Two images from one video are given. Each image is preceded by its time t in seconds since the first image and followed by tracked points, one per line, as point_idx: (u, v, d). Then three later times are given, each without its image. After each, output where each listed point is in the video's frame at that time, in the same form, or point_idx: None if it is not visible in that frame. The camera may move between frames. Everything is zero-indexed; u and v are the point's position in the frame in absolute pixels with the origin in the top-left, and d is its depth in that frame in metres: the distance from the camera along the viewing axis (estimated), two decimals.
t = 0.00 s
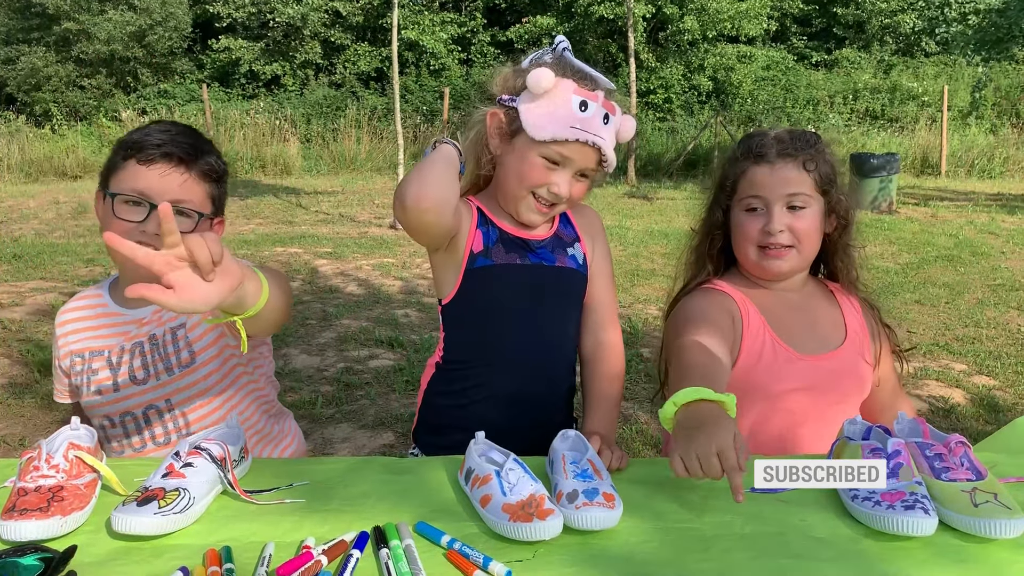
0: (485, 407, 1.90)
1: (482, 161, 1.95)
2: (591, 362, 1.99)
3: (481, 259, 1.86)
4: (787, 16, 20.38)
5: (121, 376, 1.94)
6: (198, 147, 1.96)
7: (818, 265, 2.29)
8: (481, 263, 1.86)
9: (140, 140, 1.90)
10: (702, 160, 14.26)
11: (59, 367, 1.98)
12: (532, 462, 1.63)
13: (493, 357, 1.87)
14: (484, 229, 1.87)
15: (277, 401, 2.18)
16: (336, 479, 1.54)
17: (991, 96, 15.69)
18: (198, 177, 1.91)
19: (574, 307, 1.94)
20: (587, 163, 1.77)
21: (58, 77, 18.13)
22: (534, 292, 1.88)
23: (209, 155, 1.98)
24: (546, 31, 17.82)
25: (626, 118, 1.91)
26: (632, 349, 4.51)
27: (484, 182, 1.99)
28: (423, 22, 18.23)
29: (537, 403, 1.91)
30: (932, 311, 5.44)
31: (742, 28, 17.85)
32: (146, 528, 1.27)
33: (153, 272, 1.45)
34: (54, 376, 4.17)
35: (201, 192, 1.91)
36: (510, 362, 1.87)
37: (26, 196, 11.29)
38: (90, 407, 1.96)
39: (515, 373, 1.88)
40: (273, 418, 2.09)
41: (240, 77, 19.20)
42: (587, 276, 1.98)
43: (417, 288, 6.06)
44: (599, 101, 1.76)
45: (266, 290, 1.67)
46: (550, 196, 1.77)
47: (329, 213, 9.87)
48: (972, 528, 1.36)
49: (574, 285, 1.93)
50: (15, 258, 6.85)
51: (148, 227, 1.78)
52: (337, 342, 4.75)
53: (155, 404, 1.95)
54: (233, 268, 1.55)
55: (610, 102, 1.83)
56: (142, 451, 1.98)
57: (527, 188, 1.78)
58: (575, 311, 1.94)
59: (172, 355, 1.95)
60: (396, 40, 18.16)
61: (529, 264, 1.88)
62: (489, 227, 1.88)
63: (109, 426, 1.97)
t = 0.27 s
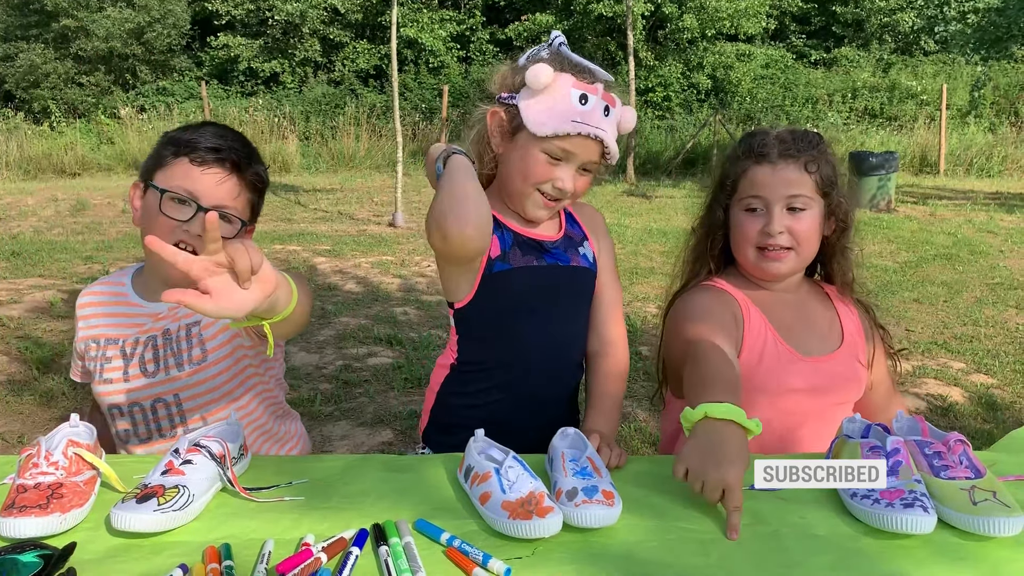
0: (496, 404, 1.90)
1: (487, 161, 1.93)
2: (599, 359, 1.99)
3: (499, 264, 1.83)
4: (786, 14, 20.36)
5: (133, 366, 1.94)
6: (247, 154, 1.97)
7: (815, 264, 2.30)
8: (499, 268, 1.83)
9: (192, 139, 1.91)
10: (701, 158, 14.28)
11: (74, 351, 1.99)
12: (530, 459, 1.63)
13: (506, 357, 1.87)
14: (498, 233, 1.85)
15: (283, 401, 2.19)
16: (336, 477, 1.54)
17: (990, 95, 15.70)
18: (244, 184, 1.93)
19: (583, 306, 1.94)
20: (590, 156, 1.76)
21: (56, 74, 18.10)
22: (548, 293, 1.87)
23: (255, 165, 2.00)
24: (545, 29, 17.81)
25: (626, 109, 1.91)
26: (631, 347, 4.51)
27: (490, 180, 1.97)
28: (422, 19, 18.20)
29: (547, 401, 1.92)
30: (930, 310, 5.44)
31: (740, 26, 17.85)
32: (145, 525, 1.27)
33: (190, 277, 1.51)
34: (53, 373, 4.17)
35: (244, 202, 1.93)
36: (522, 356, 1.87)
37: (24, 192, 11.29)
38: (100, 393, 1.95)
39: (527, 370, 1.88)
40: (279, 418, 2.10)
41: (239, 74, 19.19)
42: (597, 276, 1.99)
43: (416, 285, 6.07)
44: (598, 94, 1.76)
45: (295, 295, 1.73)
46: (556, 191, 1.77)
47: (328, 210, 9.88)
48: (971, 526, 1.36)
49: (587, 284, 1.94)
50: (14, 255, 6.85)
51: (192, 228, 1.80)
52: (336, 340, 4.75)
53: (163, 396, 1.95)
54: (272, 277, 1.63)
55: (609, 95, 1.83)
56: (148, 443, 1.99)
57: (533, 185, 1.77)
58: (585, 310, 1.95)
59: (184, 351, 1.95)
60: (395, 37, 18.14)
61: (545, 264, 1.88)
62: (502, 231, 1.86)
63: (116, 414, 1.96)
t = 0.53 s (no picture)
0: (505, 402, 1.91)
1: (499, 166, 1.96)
2: (607, 359, 1.95)
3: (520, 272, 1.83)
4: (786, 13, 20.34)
5: (140, 357, 1.95)
6: (253, 149, 1.97)
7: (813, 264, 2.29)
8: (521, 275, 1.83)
9: (200, 136, 1.90)
10: (701, 156, 14.27)
11: (82, 343, 2.01)
12: (530, 457, 1.63)
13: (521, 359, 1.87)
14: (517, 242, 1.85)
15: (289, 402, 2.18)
16: (335, 475, 1.54)
17: (990, 94, 15.68)
18: (252, 179, 1.93)
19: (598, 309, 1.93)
20: (579, 135, 1.74)
21: (56, 71, 18.06)
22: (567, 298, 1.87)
23: (259, 157, 2.00)
24: (545, 27, 17.78)
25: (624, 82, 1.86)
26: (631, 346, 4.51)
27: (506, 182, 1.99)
28: (422, 17, 18.17)
29: (558, 403, 1.92)
30: (930, 309, 5.44)
31: (740, 25, 17.83)
32: (146, 522, 1.27)
33: (202, 279, 1.52)
34: (52, 371, 4.17)
35: (252, 196, 1.93)
36: (533, 358, 1.88)
37: (24, 190, 11.28)
38: (106, 385, 1.96)
39: (542, 374, 1.88)
40: (283, 418, 2.10)
41: (239, 72, 19.16)
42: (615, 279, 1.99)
43: (415, 283, 6.06)
44: (574, 72, 1.75)
45: (306, 286, 1.75)
46: (553, 177, 1.77)
47: (328, 208, 9.87)
48: (972, 525, 1.36)
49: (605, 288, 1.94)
50: (13, 253, 6.84)
51: (205, 223, 1.81)
52: (335, 338, 4.75)
53: (169, 388, 1.95)
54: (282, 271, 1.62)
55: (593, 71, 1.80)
56: (153, 436, 1.98)
57: (532, 178, 1.79)
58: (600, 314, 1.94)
59: (192, 343, 1.96)
60: (395, 36, 18.12)
61: (564, 273, 1.88)
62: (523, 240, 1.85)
63: (121, 406, 1.96)
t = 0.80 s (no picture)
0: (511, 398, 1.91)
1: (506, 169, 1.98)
2: (616, 360, 1.95)
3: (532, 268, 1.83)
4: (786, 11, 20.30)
5: (141, 354, 1.96)
6: (249, 143, 1.97)
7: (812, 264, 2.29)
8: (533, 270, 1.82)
9: (194, 134, 1.89)
10: (701, 155, 14.27)
11: (85, 341, 2.03)
12: (532, 455, 1.63)
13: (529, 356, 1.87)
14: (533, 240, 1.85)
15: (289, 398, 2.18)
16: (335, 472, 1.54)
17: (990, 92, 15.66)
18: (250, 173, 1.93)
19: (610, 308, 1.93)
20: (541, 129, 1.76)
21: (56, 70, 18.05)
22: (582, 298, 1.88)
23: (256, 149, 2.00)
24: (545, 25, 17.75)
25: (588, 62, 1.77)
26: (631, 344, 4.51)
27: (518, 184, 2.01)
28: (422, 16, 18.14)
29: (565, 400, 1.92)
30: (930, 307, 5.44)
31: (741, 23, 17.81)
32: (147, 520, 1.27)
33: (205, 277, 1.53)
34: (53, 369, 4.18)
35: (251, 190, 1.93)
36: (539, 357, 1.87)
37: (25, 189, 11.29)
38: (107, 381, 1.97)
39: (548, 371, 1.88)
40: (284, 414, 2.09)
41: (239, 70, 19.15)
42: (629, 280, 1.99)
43: (416, 282, 6.06)
44: (525, 71, 1.76)
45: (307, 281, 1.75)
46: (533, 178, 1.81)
47: (329, 206, 9.87)
48: (972, 522, 1.36)
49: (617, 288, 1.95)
50: (14, 251, 6.84)
51: (208, 222, 1.83)
52: (336, 336, 4.75)
53: (170, 384, 1.95)
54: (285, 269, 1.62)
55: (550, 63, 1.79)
56: (155, 432, 1.99)
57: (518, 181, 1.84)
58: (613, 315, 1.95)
59: (192, 339, 1.96)
60: (395, 34, 18.10)
61: (578, 273, 1.89)
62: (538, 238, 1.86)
63: (122, 402, 1.97)
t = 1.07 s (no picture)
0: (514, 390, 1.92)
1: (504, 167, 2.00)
2: (619, 357, 1.95)
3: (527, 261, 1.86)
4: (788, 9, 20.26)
5: (141, 352, 1.96)
6: (240, 141, 1.96)
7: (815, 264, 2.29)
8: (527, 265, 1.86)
9: (184, 136, 1.89)
10: (702, 153, 14.27)
11: (86, 340, 2.04)
12: (534, 453, 1.63)
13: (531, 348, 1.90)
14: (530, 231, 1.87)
15: (290, 397, 2.17)
16: (336, 471, 1.54)
17: (992, 90, 15.63)
18: (243, 171, 1.93)
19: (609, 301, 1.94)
20: (526, 128, 1.76)
21: (58, 69, 18.06)
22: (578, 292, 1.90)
23: (247, 146, 1.99)
24: (546, 23, 17.73)
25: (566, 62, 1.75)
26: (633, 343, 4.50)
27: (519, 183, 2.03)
28: (423, 15, 18.12)
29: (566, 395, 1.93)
30: (932, 305, 5.44)
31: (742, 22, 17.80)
32: (150, 518, 1.28)
33: (207, 269, 1.52)
34: (55, 368, 4.18)
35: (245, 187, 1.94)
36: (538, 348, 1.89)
37: (27, 188, 11.30)
38: (108, 378, 1.97)
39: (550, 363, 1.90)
40: (284, 413, 2.09)
41: (241, 69, 19.15)
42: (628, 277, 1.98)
43: (417, 281, 6.07)
44: (507, 73, 1.77)
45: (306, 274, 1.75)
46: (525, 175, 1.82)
47: (330, 205, 9.87)
48: (972, 519, 1.36)
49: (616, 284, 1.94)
50: (16, 251, 6.85)
51: (206, 220, 1.82)
52: (337, 335, 4.76)
53: (170, 380, 1.95)
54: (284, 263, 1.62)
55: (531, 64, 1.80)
56: (155, 429, 1.98)
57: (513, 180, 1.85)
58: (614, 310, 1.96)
59: (192, 336, 1.96)
60: (396, 33, 18.10)
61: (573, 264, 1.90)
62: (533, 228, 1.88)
63: (123, 400, 1.97)
